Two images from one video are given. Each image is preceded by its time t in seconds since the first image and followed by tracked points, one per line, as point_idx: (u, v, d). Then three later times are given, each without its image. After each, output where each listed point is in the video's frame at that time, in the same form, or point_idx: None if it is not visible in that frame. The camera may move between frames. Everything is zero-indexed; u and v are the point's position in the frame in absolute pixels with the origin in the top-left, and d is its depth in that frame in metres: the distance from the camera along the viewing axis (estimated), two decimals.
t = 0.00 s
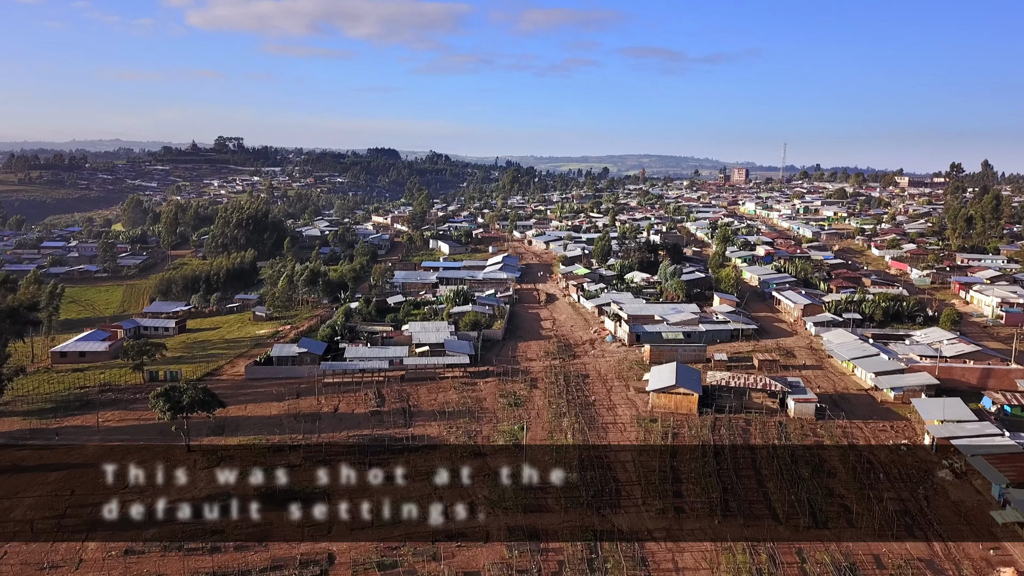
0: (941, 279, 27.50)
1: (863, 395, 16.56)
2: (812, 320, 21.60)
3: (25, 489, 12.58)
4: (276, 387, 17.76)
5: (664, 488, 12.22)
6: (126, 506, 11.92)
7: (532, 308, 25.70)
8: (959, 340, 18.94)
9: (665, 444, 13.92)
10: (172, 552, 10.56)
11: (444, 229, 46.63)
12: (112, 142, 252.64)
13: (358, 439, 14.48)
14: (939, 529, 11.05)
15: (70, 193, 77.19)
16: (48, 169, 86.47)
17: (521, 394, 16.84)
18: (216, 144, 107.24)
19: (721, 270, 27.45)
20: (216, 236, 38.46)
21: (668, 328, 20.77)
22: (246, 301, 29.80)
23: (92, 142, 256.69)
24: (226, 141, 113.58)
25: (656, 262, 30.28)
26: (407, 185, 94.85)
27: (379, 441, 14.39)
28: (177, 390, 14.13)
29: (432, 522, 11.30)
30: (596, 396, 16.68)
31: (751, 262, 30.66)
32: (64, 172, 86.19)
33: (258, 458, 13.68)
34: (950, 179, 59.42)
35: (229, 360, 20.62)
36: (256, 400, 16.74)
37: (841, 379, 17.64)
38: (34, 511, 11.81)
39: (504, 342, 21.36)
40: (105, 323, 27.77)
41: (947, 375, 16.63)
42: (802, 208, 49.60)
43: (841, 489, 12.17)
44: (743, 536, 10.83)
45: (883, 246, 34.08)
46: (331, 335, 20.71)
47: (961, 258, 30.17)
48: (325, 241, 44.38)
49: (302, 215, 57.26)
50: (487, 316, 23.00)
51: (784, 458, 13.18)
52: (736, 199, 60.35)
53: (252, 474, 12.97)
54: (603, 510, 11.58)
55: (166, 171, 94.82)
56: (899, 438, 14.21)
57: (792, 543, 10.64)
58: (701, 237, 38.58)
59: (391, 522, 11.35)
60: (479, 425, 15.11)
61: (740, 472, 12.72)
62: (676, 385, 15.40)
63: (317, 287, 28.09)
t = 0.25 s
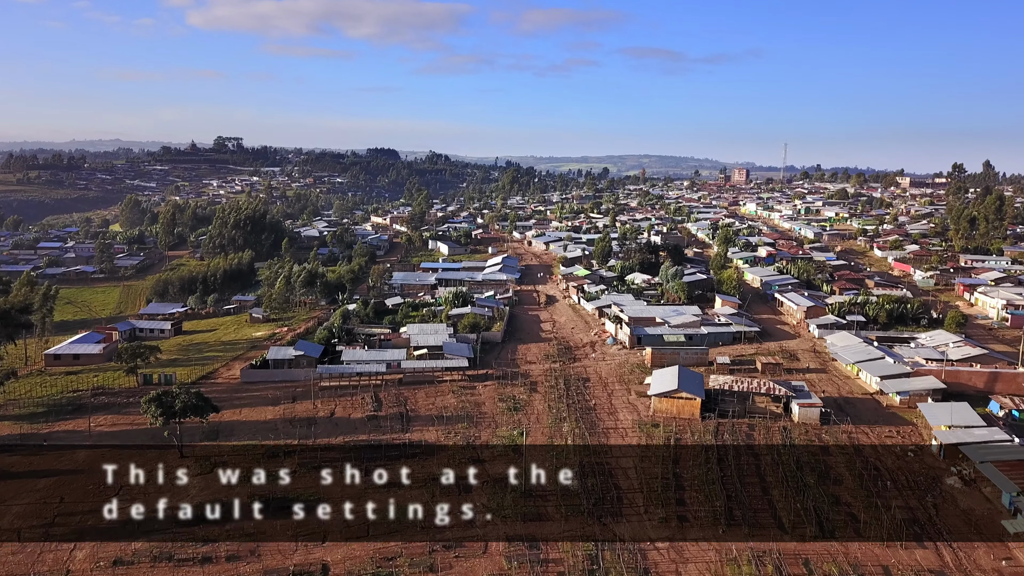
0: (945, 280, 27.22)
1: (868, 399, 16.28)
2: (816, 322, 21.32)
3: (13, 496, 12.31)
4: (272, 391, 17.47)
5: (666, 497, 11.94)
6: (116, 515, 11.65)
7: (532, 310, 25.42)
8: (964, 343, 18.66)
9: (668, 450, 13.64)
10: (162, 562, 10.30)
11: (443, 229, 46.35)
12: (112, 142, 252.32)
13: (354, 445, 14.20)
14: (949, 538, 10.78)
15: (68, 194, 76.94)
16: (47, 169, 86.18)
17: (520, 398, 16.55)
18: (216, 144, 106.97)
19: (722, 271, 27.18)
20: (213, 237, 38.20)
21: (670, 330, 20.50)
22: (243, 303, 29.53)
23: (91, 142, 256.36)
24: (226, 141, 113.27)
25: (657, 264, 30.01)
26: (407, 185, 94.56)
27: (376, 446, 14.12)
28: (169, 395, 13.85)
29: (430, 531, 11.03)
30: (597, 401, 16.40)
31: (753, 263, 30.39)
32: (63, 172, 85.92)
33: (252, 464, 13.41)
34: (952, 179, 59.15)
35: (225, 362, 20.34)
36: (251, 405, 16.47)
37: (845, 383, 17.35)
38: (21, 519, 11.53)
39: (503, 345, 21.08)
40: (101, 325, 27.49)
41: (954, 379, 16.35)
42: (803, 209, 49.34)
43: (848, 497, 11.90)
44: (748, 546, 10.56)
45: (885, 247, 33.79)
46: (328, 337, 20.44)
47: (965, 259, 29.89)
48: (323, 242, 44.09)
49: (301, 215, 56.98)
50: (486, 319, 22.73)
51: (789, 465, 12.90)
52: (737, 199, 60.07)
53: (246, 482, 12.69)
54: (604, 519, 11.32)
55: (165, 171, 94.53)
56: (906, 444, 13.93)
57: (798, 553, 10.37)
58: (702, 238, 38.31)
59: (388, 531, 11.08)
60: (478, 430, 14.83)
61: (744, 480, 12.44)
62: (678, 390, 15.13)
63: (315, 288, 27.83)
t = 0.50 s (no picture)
0: (949, 282, 26.98)
1: (873, 403, 16.04)
2: (819, 325, 21.07)
3: (3, 503, 12.04)
4: (268, 394, 17.23)
5: (670, 505, 11.69)
6: (107, 522, 11.40)
7: (532, 312, 25.18)
8: (970, 346, 18.42)
9: (670, 455, 13.39)
10: (153, 571, 10.05)
11: (443, 230, 46.14)
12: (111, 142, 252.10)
13: (351, 450, 13.96)
14: (958, 547, 10.54)
15: (67, 194, 76.76)
16: (46, 169, 85.98)
17: (520, 402, 16.31)
18: (215, 144, 106.77)
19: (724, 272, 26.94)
20: (211, 237, 37.97)
21: (671, 333, 20.25)
22: (241, 304, 29.30)
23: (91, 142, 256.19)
24: (225, 141, 113.03)
25: (658, 265, 29.78)
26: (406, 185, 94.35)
27: (373, 451, 13.87)
28: (162, 399, 13.59)
29: (428, 539, 10.79)
30: (598, 404, 16.16)
31: (754, 264, 30.16)
32: (62, 172, 85.70)
33: (247, 470, 13.16)
34: (954, 179, 58.95)
35: (221, 365, 20.10)
36: (246, 409, 16.23)
37: (850, 386, 17.10)
38: (10, 527, 11.27)
39: (503, 347, 20.84)
40: (97, 327, 27.24)
41: (960, 383, 16.11)
42: (804, 209, 49.12)
43: (854, 505, 11.66)
44: (753, 555, 10.31)
45: (888, 248, 33.56)
46: (325, 340, 20.20)
47: (969, 261, 29.66)
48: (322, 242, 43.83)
49: (300, 215, 56.76)
50: (486, 321, 22.48)
51: (794, 472, 12.66)
52: (738, 200, 59.84)
53: (240, 488, 12.44)
54: (606, 527, 11.08)
55: (165, 171, 94.31)
56: (913, 449, 13.68)
57: (804, 562, 10.13)
58: (704, 239, 38.07)
59: (384, 539, 10.85)
60: (477, 435, 14.59)
61: (749, 487, 12.20)
62: (680, 394, 14.85)
63: (313, 289, 27.60)
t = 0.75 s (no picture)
0: (953, 283, 26.72)
1: (879, 407, 15.78)
2: (823, 327, 20.81)
3: None
4: (264, 398, 16.97)
5: (673, 513, 11.43)
6: (97, 532, 11.12)
7: (532, 314, 24.91)
8: (977, 349, 18.15)
9: (673, 461, 13.12)
10: None
11: (442, 230, 45.88)
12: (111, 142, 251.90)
13: (348, 455, 13.69)
14: (970, 557, 10.26)
15: (66, 194, 76.54)
16: (45, 169, 85.72)
17: (520, 406, 16.05)
18: (214, 144, 106.51)
19: (726, 273, 26.69)
20: (209, 238, 37.71)
21: (673, 336, 19.99)
22: (238, 305, 29.04)
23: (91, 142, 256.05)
24: (225, 141, 112.71)
25: (659, 266, 29.52)
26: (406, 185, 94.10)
27: (370, 457, 13.60)
28: (154, 405, 13.29)
29: (425, 549, 10.53)
30: (599, 409, 15.89)
31: (756, 265, 29.91)
32: (61, 172, 85.37)
33: (241, 476, 12.88)
34: (956, 179, 58.70)
35: (217, 368, 19.83)
36: (242, 413, 15.96)
37: (855, 390, 16.83)
38: None
39: (503, 350, 20.58)
40: (92, 328, 26.97)
41: (967, 387, 15.84)
42: (806, 209, 48.88)
43: (862, 513, 11.39)
44: (759, 566, 10.03)
45: (891, 249, 33.29)
46: (323, 342, 19.94)
47: (972, 262, 29.39)
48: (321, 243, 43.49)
49: (299, 215, 56.49)
50: (485, 323, 22.22)
51: (799, 479, 12.40)
52: (739, 200, 59.60)
53: (234, 495, 12.17)
54: (608, 537, 10.82)
55: (164, 171, 94.04)
56: (921, 455, 13.40)
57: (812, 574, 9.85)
58: (705, 240, 37.80)
59: (380, 549, 10.57)
60: (476, 440, 14.32)
61: (753, 495, 11.94)
62: (683, 399, 14.58)
63: (310, 290, 27.33)
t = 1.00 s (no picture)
0: (957, 284, 26.49)
1: (885, 411, 15.54)
2: (826, 329, 20.56)
3: None
4: (260, 401, 16.73)
5: (675, 521, 11.19)
6: (87, 540, 10.87)
7: (532, 315, 24.66)
8: (983, 351, 17.90)
9: (676, 467, 12.88)
10: None
11: (441, 231, 45.65)
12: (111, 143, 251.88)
13: (344, 461, 13.43)
14: (980, 566, 10.03)
15: (65, 194, 76.33)
16: (44, 169, 85.48)
17: (520, 410, 15.80)
18: (214, 144, 106.27)
19: (728, 275, 26.45)
20: (207, 238, 37.48)
21: (674, 338, 19.76)
22: (236, 307, 28.81)
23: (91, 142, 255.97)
24: (224, 141, 112.44)
25: (660, 267, 29.30)
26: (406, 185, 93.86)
27: (366, 462, 13.35)
28: (147, 409, 13.03)
29: (422, 559, 10.28)
30: (600, 413, 15.64)
31: (758, 266, 29.68)
32: (59, 172, 85.10)
33: (235, 483, 12.61)
34: (957, 180, 58.47)
35: (213, 371, 19.58)
36: (237, 417, 15.72)
37: (859, 394, 16.58)
38: None
39: (502, 352, 20.33)
40: (89, 330, 26.73)
41: (974, 391, 15.60)
42: (807, 210, 48.63)
43: (869, 521, 11.14)
44: None
45: (893, 250, 33.06)
46: (320, 344, 19.70)
47: (976, 262, 29.15)
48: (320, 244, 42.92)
49: (298, 215, 56.25)
50: (485, 325, 21.98)
51: (805, 486, 12.15)
52: (740, 200, 59.36)
53: (227, 502, 11.91)
54: (609, 545, 10.58)
55: (163, 171, 93.79)
56: (928, 461, 13.15)
57: None
58: (706, 240, 37.54)
59: (376, 558, 10.32)
60: (475, 445, 14.06)
61: (758, 502, 11.69)
62: (685, 403, 14.34)
63: (309, 291, 27.08)
